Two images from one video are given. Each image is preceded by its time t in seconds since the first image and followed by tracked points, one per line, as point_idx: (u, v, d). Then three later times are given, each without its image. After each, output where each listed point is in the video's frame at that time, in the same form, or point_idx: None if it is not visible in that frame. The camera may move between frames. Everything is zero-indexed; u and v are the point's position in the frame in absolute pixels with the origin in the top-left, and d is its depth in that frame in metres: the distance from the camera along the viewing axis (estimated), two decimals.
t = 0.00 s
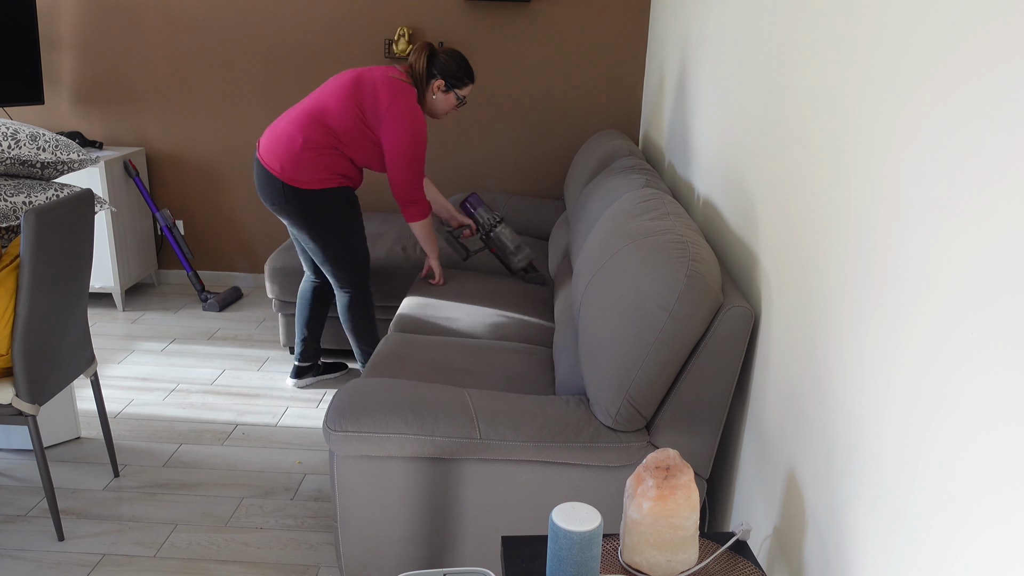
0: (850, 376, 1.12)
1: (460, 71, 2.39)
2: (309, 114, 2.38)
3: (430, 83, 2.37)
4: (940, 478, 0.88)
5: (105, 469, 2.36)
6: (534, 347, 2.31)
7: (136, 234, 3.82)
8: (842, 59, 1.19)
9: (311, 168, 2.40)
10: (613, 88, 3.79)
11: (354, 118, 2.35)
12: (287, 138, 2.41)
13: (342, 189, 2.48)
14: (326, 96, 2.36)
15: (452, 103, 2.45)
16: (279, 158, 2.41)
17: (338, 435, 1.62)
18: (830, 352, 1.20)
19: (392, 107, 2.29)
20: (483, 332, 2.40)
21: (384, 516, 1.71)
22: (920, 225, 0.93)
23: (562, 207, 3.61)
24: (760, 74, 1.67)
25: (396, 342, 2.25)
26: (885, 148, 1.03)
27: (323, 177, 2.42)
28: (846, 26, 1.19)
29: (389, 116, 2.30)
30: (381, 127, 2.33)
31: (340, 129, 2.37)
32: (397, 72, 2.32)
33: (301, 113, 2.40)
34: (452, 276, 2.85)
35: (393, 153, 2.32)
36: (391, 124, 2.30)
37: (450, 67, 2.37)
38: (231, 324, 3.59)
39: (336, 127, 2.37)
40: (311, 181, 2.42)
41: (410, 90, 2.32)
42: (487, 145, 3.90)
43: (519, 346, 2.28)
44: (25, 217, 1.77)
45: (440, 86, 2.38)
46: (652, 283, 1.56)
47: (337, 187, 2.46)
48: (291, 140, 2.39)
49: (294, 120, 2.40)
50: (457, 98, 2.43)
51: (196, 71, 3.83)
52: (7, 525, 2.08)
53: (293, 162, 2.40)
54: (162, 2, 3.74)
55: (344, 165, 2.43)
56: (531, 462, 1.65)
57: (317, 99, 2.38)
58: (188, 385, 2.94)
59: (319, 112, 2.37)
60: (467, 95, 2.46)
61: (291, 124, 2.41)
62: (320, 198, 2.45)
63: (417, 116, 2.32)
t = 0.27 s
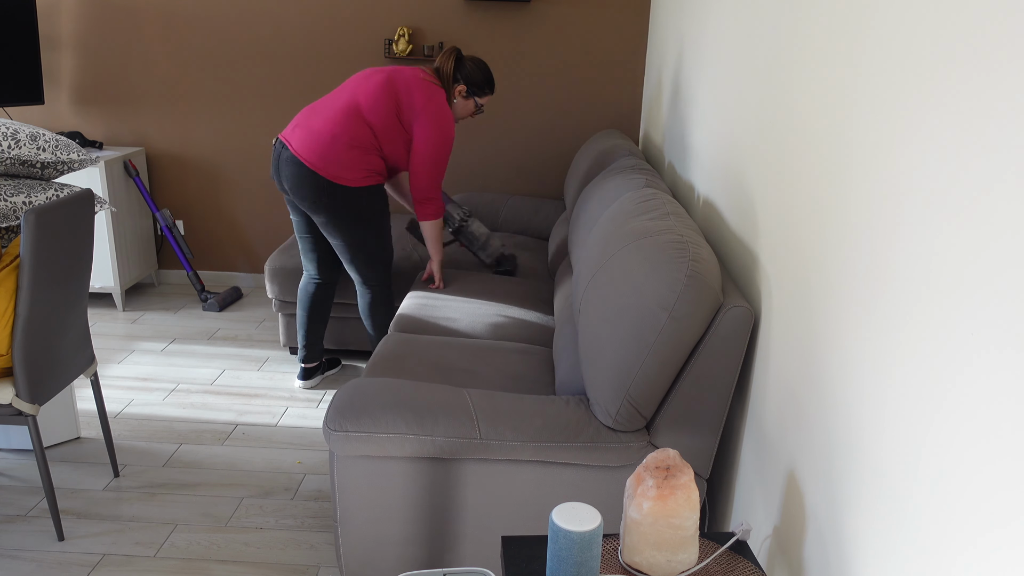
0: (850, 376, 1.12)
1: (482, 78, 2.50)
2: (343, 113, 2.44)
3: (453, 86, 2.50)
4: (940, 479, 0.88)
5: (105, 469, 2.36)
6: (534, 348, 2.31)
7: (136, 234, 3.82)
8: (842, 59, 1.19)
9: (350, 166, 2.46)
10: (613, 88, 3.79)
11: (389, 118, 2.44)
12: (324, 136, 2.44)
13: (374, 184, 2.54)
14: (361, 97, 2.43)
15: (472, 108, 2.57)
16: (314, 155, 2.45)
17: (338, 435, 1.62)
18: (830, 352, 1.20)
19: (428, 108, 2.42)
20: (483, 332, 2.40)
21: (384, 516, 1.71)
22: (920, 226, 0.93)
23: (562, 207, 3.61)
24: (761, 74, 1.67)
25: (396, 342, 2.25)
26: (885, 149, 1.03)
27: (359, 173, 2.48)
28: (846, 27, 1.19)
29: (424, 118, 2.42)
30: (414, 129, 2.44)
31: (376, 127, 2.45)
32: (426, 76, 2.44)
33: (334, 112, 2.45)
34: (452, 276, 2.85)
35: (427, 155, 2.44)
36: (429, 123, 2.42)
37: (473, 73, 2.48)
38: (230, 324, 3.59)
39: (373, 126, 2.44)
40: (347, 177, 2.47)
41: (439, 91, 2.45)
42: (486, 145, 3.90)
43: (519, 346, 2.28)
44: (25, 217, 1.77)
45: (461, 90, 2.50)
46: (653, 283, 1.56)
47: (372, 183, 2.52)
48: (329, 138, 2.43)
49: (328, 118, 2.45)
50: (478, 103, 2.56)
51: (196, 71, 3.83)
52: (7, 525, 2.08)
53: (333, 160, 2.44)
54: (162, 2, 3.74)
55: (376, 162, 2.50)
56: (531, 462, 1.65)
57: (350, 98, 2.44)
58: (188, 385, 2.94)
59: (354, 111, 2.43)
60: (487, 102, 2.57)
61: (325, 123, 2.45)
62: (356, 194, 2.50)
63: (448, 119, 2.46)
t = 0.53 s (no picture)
0: (850, 376, 1.12)
1: (474, 77, 2.53)
2: (342, 115, 2.42)
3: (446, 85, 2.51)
4: (940, 478, 0.88)
5: (105, 469, 2.36)
6: (535, 347, 2.31)
7: (136, 234, 3.82)
8: (842, 60, 1.20)
9: (351, 167, 2.45)
10: (613, 88, 3.79)
11: (388, 120, 2.43)
12: (324, 139, 2.43)
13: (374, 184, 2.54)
14: (359, 99, 2.42)
15: (462, 106, 2.60)
16: (317, 159, 2.44)
17: (338, 436, 1.62)
18: (830, 352, 1.20)
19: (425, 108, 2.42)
20: (483, 332, 2.40)
21: (384, 516, 1.71)
22: (920, 226, 0.94)
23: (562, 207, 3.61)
24: (761, 74, 1.67)
25: (396, 342, 2.25)
26: (885, 149, 1.03)
27: (363, 174, 2.48)
28: (846, 27, 1.19)
29: (424, 118, 2.42)
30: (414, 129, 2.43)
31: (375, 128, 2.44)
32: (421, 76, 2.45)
33: (332, 114, 2.43)
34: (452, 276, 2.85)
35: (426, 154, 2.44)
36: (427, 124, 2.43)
37: (467, 73, 2.51)
38: (230, 324, 3.59)
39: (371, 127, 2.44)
40: (352, 178, 2.47)
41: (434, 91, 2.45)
42: (487, 145, 3.90)
43: (519, 346, 2.28)
44: (25, 217, 1.77)
45: (455, 90, 2.53)
46: (653, 284, 1.56)
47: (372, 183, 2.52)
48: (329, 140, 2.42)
49: (329, 121, 2.44)
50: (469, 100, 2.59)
51: (196, 71, 3.83)
52: (7, 525, 2.08)
53: (334, 162, 2.44)
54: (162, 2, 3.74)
55: (376, 162, 2.50)
56: (531, 462, 1.65)
57: (348, 100, 2.43)
58: (188, 385, 2.94)
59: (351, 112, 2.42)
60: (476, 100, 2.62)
61: (324, 125, 2.44)
62: (362, 196, 2.51)
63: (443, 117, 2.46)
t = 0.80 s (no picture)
0: (850, 375, 1.12)
1: (461, 74, 2.60)
2: (343, 110, 2.43)
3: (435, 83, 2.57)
4: (940, 479, 0.88)
5: (105, 469, 2.36)
6: (534, 347, 2.31)
7: (136, 234, 3.82)
8: (842, 60, 1.20)
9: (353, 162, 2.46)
10: (613, 88, 3.79)
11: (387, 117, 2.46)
12: (326, 134, 2.43)
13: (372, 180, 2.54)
14: (360, 95, 2.43)
15: (450, 103, 2.67)
16: (318, 153, 2.44)
17: (338, 435, 1.62)
18: (830, 352, 1.20)
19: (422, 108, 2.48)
20: (482, 332, 2.40)
21: (384, 515, 1.71)
22: (921, 226, 0.94)
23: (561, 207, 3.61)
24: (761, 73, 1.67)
25: (396, 342, 2.25)
26: (885, 149, 1.03)
27: (363, 169, 2.49)
28: (846, 27, 1.19)
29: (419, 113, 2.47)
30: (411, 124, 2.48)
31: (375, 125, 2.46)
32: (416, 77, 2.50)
33: (333, 110, 2.44)
34: (452, 276, 2.85)
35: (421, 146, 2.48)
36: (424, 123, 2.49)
37: (455, 70, 2.58)
38: (230, 324, 3.59)
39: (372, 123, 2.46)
40: (354, 174, 2.48)
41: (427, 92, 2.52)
42: (487, 146, 3.90)
43: (519, 346, 2.28)
44: (25, 217, 1.77)
45: (445, 87, 2.59)
46: (653, 284, 1.56)
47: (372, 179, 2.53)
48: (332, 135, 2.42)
49: (329, 116, 2.44)
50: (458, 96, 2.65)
51: (196, 71, 3.83)
52: (7, 525, 2.08)
53: (337, 156, 2.44)
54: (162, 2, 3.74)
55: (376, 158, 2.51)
56: (531, 462, 1.65)
57: (349, 96, 2.44)
58: (188, 385, 2.94)
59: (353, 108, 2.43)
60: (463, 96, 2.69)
61: (326, 121, 2.44)
62: (363, 190, 2.53)
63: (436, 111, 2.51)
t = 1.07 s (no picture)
0: (850, 375, 1.12)
1: (445, 69, 2.65)
2: (334, 110, 2.44)
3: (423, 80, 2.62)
4: (940, 479, 0.88)
5: (105, 469, 2.36)
6: (535, 347, 2.31)
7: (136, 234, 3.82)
8: (842, 61, 1.20)
9: (349, 160, 2.47)
10: (613, 88, 3.79)
11: (380, 114, 2.49)
12: (319, 134, 2.43)
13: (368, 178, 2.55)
14: (351, 95, 2.45)
15: (435, 98, 2.74)
16: (314, 153, 2.44)
17: (338, 435, 1.62)
18: (830, 352, 1.20)
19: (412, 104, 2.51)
20: (482, 332, 2.40)
21: (384, 515, 1.71)
22: (921, 227, 0.94)
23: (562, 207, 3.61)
24: (761, 73, 1.67)
25: (396, 342, 2.25)
26: (886, 149, 1.03)
27: (361, 166, 2.49)
28: (846, 27, 1.19)
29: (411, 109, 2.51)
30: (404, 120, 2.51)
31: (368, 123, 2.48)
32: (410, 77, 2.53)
33: (324, 110, 2.45)
34: (452, 276, 2.85)
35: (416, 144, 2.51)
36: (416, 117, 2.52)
37: (440, 66, 2.62)
38: (231, 324, 3.59)
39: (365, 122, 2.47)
40: (351, 171, 2.48)
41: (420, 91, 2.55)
42: (487, 146, 3.90)
43: (519, 346, 2.28)
44: (25, 217, 1.77)
45: (433, 84, 2.65)
46: (652, 284, 1.56)
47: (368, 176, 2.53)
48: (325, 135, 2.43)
49: (321, 117, 2.45)
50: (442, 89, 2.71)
51: (196, 71, 3.83)
52: (7, 525, 2.08)
53: (333, 155, 2.44)
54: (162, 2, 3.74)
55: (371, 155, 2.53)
56: (531, 462, 1.65)
57: (339, 96, 2.45)
58: (188, 386, 2.94)
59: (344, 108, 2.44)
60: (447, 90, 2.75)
61: (318, 122, 2.44)
62: (362, 187, 2.53)
63: (428, 108, 2.55)
